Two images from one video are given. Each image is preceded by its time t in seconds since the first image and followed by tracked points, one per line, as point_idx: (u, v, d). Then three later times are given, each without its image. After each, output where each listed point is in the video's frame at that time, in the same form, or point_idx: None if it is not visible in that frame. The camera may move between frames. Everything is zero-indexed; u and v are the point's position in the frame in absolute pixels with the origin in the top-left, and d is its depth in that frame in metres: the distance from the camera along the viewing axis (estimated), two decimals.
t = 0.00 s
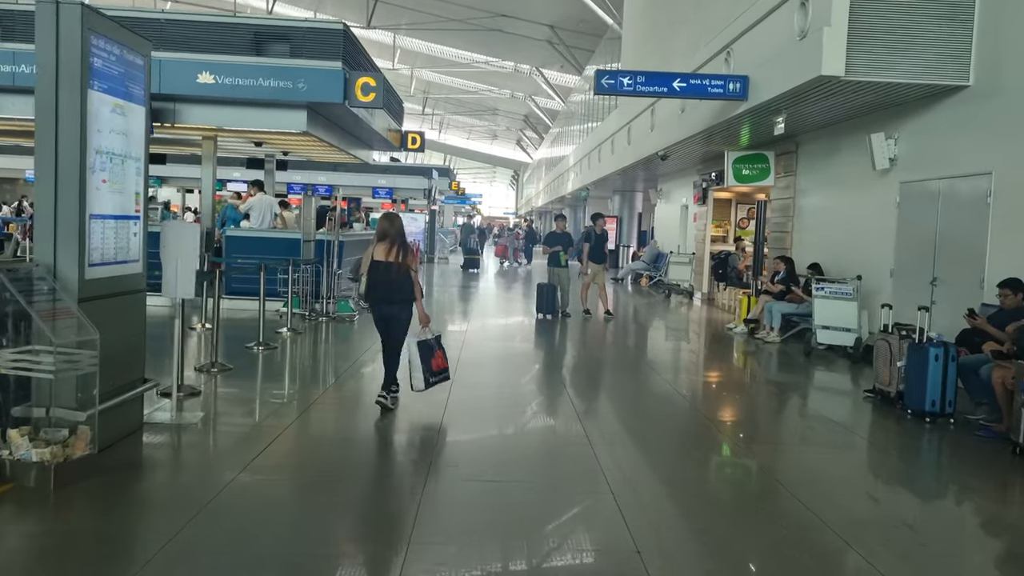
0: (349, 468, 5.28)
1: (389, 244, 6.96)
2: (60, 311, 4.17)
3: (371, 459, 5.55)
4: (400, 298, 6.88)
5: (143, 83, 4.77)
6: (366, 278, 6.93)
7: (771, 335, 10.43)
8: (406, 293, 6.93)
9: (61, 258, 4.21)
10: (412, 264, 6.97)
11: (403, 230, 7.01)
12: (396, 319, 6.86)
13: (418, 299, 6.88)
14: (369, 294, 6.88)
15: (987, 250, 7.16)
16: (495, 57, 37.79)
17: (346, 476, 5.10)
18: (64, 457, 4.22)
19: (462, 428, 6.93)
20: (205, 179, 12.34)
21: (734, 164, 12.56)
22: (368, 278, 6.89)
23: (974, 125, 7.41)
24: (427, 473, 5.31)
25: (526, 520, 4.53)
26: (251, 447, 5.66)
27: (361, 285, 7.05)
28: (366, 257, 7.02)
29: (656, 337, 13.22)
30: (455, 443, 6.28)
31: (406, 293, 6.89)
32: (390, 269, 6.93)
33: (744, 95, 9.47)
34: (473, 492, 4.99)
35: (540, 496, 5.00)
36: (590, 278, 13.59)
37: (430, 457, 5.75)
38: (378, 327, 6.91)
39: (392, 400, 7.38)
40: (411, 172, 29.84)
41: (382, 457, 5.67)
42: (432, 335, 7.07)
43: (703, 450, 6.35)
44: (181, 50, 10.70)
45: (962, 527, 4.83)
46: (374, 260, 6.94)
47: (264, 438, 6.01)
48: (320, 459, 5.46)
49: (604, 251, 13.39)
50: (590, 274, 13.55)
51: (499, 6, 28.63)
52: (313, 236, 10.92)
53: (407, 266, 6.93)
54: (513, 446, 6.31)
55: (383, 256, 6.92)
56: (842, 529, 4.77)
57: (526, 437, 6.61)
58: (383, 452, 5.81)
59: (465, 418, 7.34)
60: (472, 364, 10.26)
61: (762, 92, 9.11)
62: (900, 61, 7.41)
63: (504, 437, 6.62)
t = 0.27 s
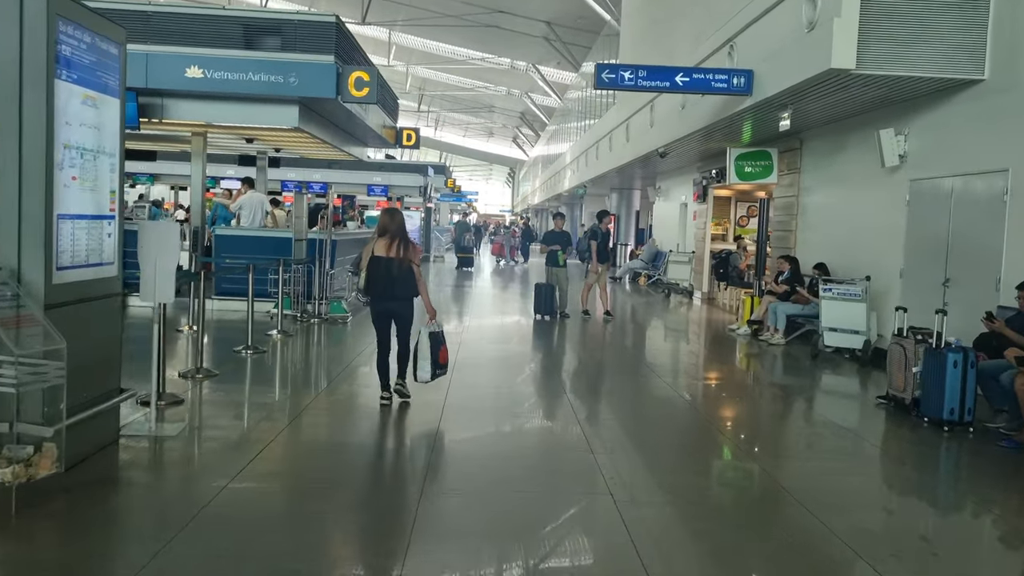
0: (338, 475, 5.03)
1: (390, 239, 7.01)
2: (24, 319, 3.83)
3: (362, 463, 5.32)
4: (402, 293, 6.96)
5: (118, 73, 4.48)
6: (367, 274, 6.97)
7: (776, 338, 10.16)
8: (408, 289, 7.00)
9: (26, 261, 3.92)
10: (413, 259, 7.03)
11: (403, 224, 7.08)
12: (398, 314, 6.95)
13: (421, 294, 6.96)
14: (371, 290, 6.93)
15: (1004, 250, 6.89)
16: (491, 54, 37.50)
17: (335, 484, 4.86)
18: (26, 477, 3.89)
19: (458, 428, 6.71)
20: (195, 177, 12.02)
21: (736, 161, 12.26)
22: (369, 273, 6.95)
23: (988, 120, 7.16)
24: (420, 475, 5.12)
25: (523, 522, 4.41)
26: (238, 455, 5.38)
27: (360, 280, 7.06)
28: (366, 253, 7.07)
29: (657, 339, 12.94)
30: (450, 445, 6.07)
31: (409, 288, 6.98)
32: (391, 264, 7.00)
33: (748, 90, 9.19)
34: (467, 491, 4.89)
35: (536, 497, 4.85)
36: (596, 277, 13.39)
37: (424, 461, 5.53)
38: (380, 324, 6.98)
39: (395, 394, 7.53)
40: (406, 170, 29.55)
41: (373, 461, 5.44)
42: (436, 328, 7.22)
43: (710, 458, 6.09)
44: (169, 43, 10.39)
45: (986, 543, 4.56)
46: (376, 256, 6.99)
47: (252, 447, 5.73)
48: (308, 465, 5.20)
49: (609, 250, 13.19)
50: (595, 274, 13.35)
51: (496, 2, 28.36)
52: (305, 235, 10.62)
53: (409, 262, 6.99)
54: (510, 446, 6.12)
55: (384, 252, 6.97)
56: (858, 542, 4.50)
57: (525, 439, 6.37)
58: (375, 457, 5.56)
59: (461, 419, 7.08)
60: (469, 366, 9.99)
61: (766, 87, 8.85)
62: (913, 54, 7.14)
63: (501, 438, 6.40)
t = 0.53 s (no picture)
0: (337, 487, 4.88)
1: (397, 242, 6.93)
2: None
3: (362, 473, 5.22)
4: (411, 295, 6.96)
5: (98, 62, 4.22)
6: (376, 279, 6.94)
7: (782, 339, 9.92)
8: (417, 291, 7.01)
9: None
10: (421, 260, 7.01)
11: (409, 225, 6.98)
12: (407, 316, 6.94)
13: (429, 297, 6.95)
14: (379, 294, 6.90)
15: None
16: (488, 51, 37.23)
17: (334, 497, 4.71)
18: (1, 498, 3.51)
19: (456, 435, 6.56)
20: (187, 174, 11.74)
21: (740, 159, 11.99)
22: (378, 277, 6.92)
23: (1004, 116, 6.94)
24: (419, 484, 5.02)
25: (523, 529, 4.38)
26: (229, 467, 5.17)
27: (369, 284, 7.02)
28: (373, 256, 7.00)
29: (658, 339, 12.70)
30: (449, 452, 5.93)
31: (417, 291, 6.96)
32: (399, 268, 6.95)
33: (755, 85, 8.95)
34: (467, 497, 4.87)
35: (538, 505, 4.82)
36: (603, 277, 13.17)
37: (424, 471, 5.39)
38: (389, 327, 6.98)
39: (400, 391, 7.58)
40: (402, 167, 29.28)
41: (373, 471, 5.32)
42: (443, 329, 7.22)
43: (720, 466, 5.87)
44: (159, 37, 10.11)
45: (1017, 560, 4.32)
46: (383, 260, 6.94)
47: (244, 455, 5.51)
48: (307, 477, 5.06)
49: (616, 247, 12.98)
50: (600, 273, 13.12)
51: None
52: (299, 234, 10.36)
53: (416, 264, 6.97)
54: (509, 454, 5.99)
55: (392, 255, 6.91)
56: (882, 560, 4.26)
57: (526, 447, 6.21)
58: (375, 467, 5.41)
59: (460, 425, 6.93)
60: (468, 368, 9.75)
61: (774, 81, 8.62)
62: (929, 47, 6.90)
63: (501, 445, 6.26)
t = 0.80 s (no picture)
0: (334, 505, 4.67)
1: (406, 240, 7.31)
2: None
3: (361, 489, 5.02)
4: (419, 292, 7.23)
5: (76, 54, 3.97)
6: (386, 276, 7.27)
7: (790, 343, 9.68)
8: (425, 289, 7.28)
9: None
10: (430, 260, 7.33)
11: (418, 227, 7.38)
12: (415, 313, 7.25)
13: (436, 294, 7.20)
14: (389, 291, 7.22)
15: None
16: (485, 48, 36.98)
17: (331, 516, 4.50)
18: None
19: (454, 444, 6.37)
20: (179, 172, 11.47)
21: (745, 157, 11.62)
22: (388, 274, 7.23)
23: None
24: (420, 493, 4.99)
25: (526, 547, 4.23)
26: (217, 482, 4.92)
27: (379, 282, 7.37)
28: (383, 255, 7.37)
29: (661, 340, 12.46)
30: (450, 463, 5.73)
31: (425, 288, 7.23)
32: (409, 266, 7.30)
33: (763, 81, 8.73)
34: (469, 502, 4.92)
35: (541, 522, 4.64)
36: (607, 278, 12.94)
37: (424, 484, 5.20)
38: (398, 323, 7.26)
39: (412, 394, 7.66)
40: (400, 166, 29.02)
41: (371, 485, 5.11)
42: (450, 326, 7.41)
43: (733, 478, 5.63)
44: (151, 31, 9.84)
45: None
46: (393, 258, 7.29)
47: (235, 468, 5.26)
48: (304, 492, 4.86)
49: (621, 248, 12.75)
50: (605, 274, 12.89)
51: None
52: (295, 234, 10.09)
53: (426, 262, 7.28)
54: (510, 463, 5.81)
55: (401, 253, 7.27)
56: None
57: (529, 458, 6.00)
58: (373, 482, 5.20)
59: (459, 433, 6.73)
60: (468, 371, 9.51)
61: (783, 77, 8.38)
62: (947, 43, 6.67)
63: (502, 455, 6.07)
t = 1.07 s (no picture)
0: (323, 513, 4.43)
1: (404, 236, 7.22)
2: None
3: (352, 495, 4.79)
4: (417, 288, 7.16)
5: (42, 32, 3.71)
6: (384, 272, 7.16)
7: (794, 342, 9.43)
8: (424, 285, 7.21)
9: None
10: (428, 254, 7.23)
11: (416, 223, 7.28)
12: (413, 309, 7.16)
13: (434, 290, 7.10)
14: (387, 288, 7.12)
15: None
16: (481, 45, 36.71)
17: (324, 518, 4.38)
18: None
19: (449, 445, 6.14)
20: (168, 167, 11.19)
21: (748, 151, 11.51)
22: (386, 270, 7.15)
23: None
24: (419, 486, 5.01)
25: (524, 549, 4.13)
26: (196, 489, 4.67)
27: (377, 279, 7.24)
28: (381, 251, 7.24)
29: (661, 339, 12.20)
30: (444, 466, 5.50)
31: (423, 284, 7.15)
32: (407, 262, 7.19)
33: (768, 72, 8.47)
34: (468, 495, 4.92)
35: (540, 523, 4.51)
36: (606, 276, 12.69)
37: (423, 478, 5.21)
38: (396, 319, 7.15)
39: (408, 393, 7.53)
40: (395, 163, 28.75)
41: (362, 492, 4.87)
42: (448, 322, 7.26)
43: (740, 483, 5.39)
44: (138, 21, 9.56)
45: None
46: (390, 254, 7.16)
47: (218, 474, 5.01)
48: (297, 493, 4.74)
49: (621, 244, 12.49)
50: (604, 271, 12.64)
51: None
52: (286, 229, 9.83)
53: (423, 257, 7.19)
54: (506, 466, 5.57)
55: (399, 249, 7.15)
56: None
57: (528, 460, 5.76)
58: (364, 488, 4.95)
59: (454, 433, 6.50)
60: (463, 369, 9.26)
61: (789, 67, 8.13)
62: (963, 30, 6.42)
63: (498, 456, 5.83)
